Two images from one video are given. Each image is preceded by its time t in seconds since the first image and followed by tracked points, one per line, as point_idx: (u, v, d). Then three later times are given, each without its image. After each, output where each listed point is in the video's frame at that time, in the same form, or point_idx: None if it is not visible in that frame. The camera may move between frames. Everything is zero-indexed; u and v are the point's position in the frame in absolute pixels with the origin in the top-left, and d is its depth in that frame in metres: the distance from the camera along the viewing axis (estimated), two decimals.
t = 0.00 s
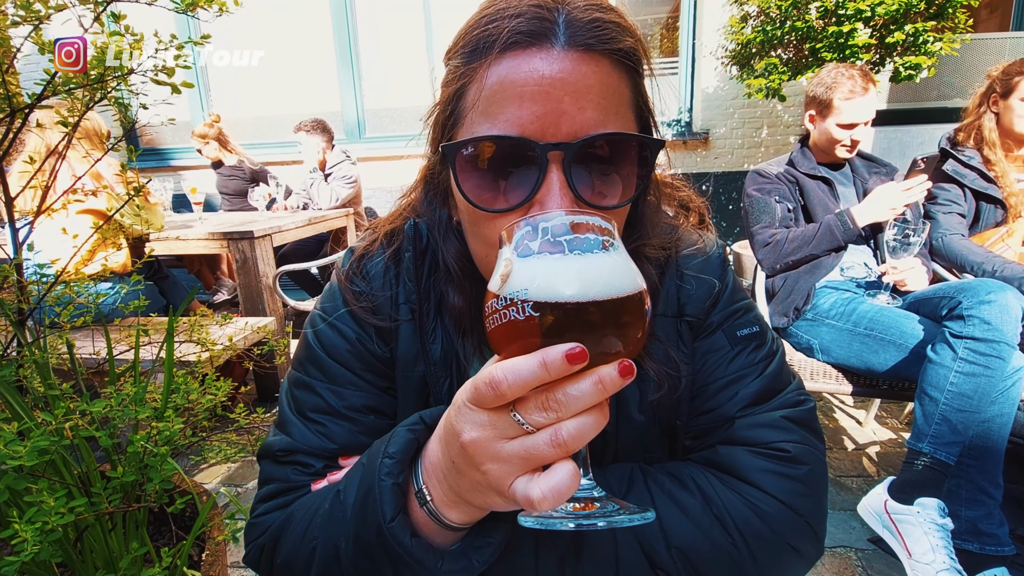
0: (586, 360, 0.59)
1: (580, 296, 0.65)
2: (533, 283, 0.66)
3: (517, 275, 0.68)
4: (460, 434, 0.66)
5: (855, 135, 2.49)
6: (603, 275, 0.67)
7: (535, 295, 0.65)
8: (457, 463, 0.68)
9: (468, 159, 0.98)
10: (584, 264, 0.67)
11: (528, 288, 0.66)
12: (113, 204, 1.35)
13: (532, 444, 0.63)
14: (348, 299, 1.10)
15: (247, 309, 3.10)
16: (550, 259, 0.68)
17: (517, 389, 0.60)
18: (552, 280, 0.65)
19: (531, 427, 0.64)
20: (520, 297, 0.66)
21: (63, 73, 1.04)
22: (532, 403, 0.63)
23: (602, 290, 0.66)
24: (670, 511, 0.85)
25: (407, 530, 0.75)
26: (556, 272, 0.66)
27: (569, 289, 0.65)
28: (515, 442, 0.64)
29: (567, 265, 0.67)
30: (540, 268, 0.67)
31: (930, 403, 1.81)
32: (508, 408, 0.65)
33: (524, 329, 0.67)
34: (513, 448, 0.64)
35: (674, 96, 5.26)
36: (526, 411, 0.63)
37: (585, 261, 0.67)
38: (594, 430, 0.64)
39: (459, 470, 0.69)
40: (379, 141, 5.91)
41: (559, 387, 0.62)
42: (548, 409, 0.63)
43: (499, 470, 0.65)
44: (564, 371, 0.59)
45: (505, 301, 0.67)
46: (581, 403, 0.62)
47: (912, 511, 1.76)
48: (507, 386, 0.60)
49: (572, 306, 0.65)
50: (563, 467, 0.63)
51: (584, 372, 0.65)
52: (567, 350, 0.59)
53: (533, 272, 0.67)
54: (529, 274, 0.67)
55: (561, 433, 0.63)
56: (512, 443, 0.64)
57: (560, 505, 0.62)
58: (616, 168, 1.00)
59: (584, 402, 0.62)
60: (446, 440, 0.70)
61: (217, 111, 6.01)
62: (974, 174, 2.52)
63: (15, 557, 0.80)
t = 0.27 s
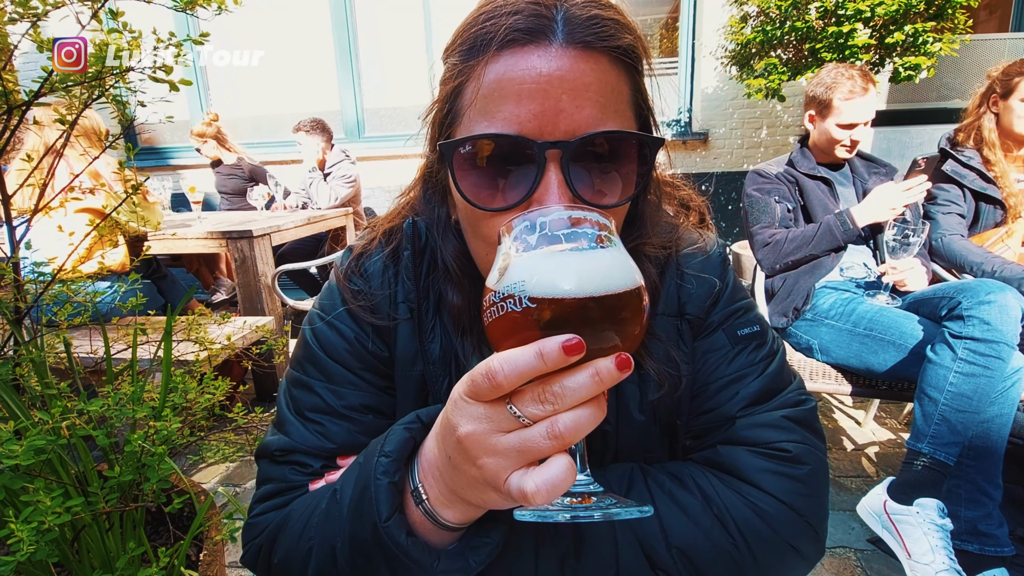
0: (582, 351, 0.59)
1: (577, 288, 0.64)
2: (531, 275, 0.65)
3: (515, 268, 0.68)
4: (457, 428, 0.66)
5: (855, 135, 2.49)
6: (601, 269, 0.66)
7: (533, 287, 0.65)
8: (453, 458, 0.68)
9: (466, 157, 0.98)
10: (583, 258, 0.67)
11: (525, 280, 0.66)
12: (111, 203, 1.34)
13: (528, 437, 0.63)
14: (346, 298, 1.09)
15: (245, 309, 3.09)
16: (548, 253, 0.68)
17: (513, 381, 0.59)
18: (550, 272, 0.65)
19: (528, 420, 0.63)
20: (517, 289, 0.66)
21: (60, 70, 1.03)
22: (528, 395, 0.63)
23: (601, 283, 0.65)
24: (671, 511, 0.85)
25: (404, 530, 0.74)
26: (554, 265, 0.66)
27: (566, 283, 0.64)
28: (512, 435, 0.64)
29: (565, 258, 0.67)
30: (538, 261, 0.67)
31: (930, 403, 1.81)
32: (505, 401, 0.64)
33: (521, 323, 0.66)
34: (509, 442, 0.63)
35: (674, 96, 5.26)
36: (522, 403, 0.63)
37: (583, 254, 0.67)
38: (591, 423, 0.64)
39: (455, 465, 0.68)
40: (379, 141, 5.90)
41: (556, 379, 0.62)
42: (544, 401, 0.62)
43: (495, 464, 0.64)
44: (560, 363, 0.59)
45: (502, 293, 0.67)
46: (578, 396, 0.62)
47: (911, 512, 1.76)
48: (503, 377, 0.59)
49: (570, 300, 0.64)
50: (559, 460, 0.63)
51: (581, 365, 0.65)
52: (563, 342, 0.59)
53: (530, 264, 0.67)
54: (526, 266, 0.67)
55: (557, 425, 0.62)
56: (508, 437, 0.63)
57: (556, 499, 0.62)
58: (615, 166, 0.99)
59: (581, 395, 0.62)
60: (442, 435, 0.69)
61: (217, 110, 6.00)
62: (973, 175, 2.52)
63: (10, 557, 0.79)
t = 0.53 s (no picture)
0: (580, 346, 0.59)
1: (575, 286, 0.64)
2: (528, 273, 0.65)
3: (511, 265, 0.68)
4: (455, 425, 0.66)
5: (854, 136, 2.50)
6: (599, 267, 0.67)
7: (530, 285, 0.65)
8: (452, 456, 0.68)
9: (465, 157, 0.98)
10: (580, 256, 0.67)
11: (522, 278, 0.66)
12: (110, 202, 1.34)
13: (526, 432, 0.63)
14: (345, 298, 1.09)
15: (245, 308, 3.09)
16: (544, 250, 0.68)
17: (511, 375, 0.60)
18: (547, 270, 0.65)
19: (526, 415, 0.63)
20: (514, 287, 0.66)
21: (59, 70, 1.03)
22: (526, 390, 0.63)
23: (598, 282, 0.65)
24: (670, 511, 0.85)
25: (402, 529, 0.74)
26: (551, 263, 0.66)
27: (563, 281, 0.64)
28: (510, 431, 0.64)
29: (562, 256, 0.67)
30: (535, 259, 0.67)
31: (928, 403, 1.81)
32: (503, 397, 0.64)
33: (518, 320, 0.66)
34: (507, 438, 0.63)
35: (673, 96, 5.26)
36: (520, 399, 0.63)
37: (579, 253, 0.67)
38: (589, 419, 0.64)
39: (454, 463, 0.68)
40: (378, 140, 5.90)
41: (553, 374, 0.62)
42: (542, 396, 0.62)
43: (493, 460, 0.64)
44: (558, 357, 0.59)
45: (499, 291, 0.67)
46: (575, 390, 0.62)
47: (910, 511, 1.76)
48: (501, 372, 0.59)
49: (567, 298, 0.64)
50: (556, 456, 0.63)
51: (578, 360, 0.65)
52: (561, 337, 0.59)
53: (527, 262, 0.67)
54: (523, 264, 0.67)
55: (555, 420, 0.62)
56: (507, 433, 0.63)
57: (554, 494, 0.62)
58: (613, 165, 0.99)
59: (578, 389, 0.62)
60: (440, 433, 0.69)
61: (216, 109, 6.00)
62: (972, 175, 2.52)
63: (9, 556, 0.79)
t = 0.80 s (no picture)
0: (576, 347, 0.59)
1: (571, 289, 0.64)
2: (525, 275, 0.66)
3: (508, 268, 0.68)
4: (453, 425, 0.66)
5: (853, 137, 2.50)
6: (595, 270, 0.67)
7: (526, 288, 0.65)
8: (449, 457, 0.68)
9: (462, 159, 0.98)
10: (576, 259, 0.67)
11: (518, 281, 0.66)
12: (110, 203, 1.34)
13: (523, 434, 0.63)
14: (345, 299, 1.09)
15: (245, 308, 3.09)
16: (541, 253, 0.68)
17: (508, 377, 0.60)
18: (543, 272, 0.65)
19: (522, 417, 0.64)
20: (510, 289, 0.66)
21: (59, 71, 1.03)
22: (522, 392, 0.63)
23: (594, 285, 0.66)
24: (668, 511, 0.85)
25: (399, 529, 0.74)
26: (547, 266, 0.66)
27: (561, 283, 0.64)
28: (507, 431, 0.64)
29: (558, 258, 0.67)
30: (531, 261, 0.67)
31: (927, 403, 1.82)
32: (500, 398, 0.64)
33: (515, 321, 0.67)
34: (504, 439, 0.64)
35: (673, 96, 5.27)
36: (517, 400, 0.63)
37: (576, 255, 0.68)
38: (586, 419, 0.64)
39: (452, 464, 0.68)
40: (378, 140, 5.90)
41: (550, 375, 0.62)
42: (538, 398, 0.62)
43: (490, 462, 0.64)
44: (554, 359, 0.59)
45: (495, 294, 0.68)
46: (572, 391, 0.63)
47: (908, 512, 1.77)
48: (498, 373, 0.60)
49: (564, 300, 0.64)
50: (554, 456, 0.63)
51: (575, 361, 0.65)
52: (557, 338, 0.59)
53: (523, 265, 0.67)
54: (520, 267, 0.67)
55: (552, 421, 0.63)
56: (504, 434, 0.64)
57: (551, 494, 0.63)
58: (611, 167, 0.99)
59: (575, 390, 0.62)
60: (438, 435, 0.69)
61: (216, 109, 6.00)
62: (971, 176, 2.52)
63: (8, 557, 0.79)
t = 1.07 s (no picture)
0: (574, 350, 0.59)
1: (568, 290, 0.64)
2: (522, 276, 0.66)
3: (504, 268, 0.68)
4: (451, 426, 0.66)
5: (852, 137, 2.50)
6: (591, 272, 0.67)
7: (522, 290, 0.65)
8: (447, 459, 0.68)
9: (460, 159, 0.98)
10: (573, 260, 0.67)
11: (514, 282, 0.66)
12: (108, 203, 1.34)
13: (521, 436, 0.63)
14: (343, 299, 1.09)
15: (244, 308, 3.09)
16: (538, 254, 0.68)
17: (507, 380, 0.60)
18: (539, 274, 0.65)
19: (521, 419, 0.63)
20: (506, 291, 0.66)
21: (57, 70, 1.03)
22: (521, 395, 0.63)
23: (591, 287, 0.66)
24: (666, 511, 0.85)
25: (398, 529, 0.75)
26: (543, 268, 0.66)
27: (558, 284, 0.64)
28: (505, 433, 0.64)
29: (555, 260, 0.67)
30: (528, 262, 0.67)
31: (926, 403, 1.82)
32: (497, 400, 0.64)
33: (512, 322, 0.67)
34: (503, 441, 0.64)
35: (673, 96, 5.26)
36: (515, 403, 0.63)
37: (573, 257, 0.67)
38: (584, 421, 0.64)
39: (450, 466, 0.68)
40: (378, 140, 5.90)
41: (548, 378, 0.62)
42: (537, 400, 0.62)
43: (489, 463, 0.64)
44: (552, 361, 0.59)
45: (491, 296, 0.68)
46: (570, 394, 0.62)
47: (908, 511, 1.77)
48: (495, 375, 0.60)
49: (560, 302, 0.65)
50: (553, 459, 0.63)
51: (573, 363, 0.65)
52: (555, 341, 0.59)
53: (520, 266, 0.67)
54: (515, 268, 0.67)
55: (550, 424, 0.62)
56: (502, 436, 0.64)
57: (550, 497, 0.63)
58: (609, 166, 0.99)
59: (573, 393, 0.62)
60: (436, 436, 0.69)
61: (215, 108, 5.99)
62: (970, 176, 2.52)
63: (8, 558, 0.79)
